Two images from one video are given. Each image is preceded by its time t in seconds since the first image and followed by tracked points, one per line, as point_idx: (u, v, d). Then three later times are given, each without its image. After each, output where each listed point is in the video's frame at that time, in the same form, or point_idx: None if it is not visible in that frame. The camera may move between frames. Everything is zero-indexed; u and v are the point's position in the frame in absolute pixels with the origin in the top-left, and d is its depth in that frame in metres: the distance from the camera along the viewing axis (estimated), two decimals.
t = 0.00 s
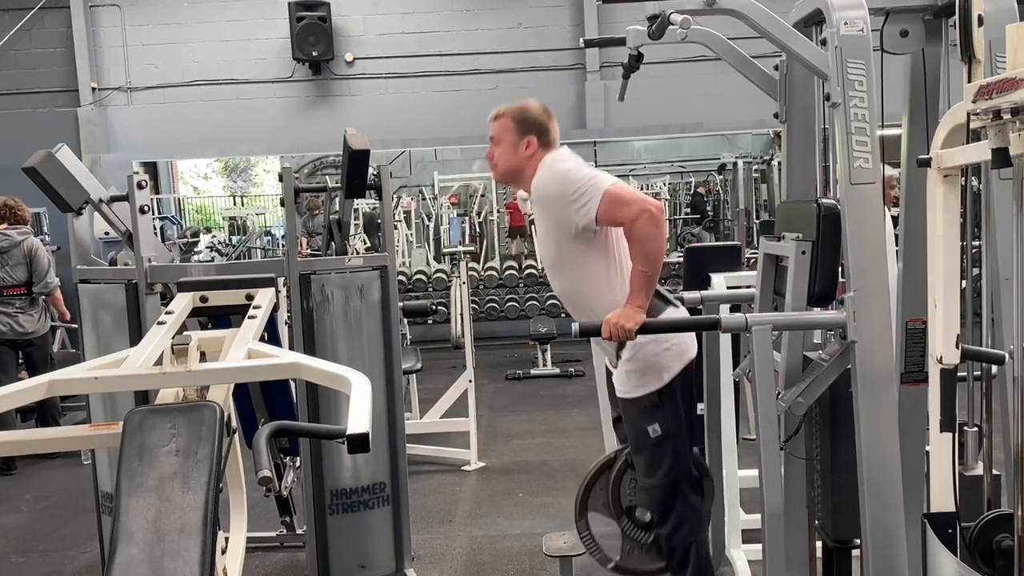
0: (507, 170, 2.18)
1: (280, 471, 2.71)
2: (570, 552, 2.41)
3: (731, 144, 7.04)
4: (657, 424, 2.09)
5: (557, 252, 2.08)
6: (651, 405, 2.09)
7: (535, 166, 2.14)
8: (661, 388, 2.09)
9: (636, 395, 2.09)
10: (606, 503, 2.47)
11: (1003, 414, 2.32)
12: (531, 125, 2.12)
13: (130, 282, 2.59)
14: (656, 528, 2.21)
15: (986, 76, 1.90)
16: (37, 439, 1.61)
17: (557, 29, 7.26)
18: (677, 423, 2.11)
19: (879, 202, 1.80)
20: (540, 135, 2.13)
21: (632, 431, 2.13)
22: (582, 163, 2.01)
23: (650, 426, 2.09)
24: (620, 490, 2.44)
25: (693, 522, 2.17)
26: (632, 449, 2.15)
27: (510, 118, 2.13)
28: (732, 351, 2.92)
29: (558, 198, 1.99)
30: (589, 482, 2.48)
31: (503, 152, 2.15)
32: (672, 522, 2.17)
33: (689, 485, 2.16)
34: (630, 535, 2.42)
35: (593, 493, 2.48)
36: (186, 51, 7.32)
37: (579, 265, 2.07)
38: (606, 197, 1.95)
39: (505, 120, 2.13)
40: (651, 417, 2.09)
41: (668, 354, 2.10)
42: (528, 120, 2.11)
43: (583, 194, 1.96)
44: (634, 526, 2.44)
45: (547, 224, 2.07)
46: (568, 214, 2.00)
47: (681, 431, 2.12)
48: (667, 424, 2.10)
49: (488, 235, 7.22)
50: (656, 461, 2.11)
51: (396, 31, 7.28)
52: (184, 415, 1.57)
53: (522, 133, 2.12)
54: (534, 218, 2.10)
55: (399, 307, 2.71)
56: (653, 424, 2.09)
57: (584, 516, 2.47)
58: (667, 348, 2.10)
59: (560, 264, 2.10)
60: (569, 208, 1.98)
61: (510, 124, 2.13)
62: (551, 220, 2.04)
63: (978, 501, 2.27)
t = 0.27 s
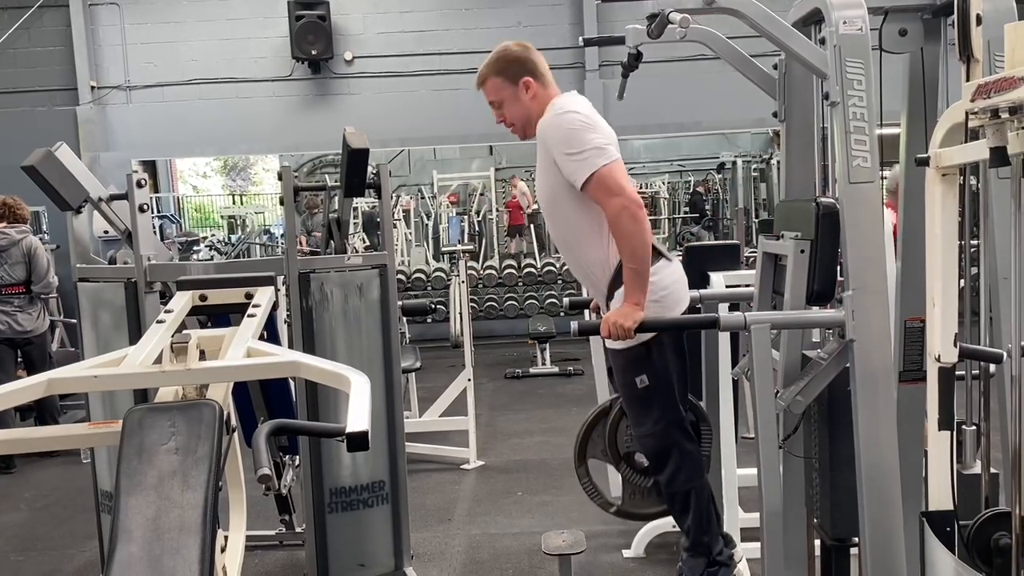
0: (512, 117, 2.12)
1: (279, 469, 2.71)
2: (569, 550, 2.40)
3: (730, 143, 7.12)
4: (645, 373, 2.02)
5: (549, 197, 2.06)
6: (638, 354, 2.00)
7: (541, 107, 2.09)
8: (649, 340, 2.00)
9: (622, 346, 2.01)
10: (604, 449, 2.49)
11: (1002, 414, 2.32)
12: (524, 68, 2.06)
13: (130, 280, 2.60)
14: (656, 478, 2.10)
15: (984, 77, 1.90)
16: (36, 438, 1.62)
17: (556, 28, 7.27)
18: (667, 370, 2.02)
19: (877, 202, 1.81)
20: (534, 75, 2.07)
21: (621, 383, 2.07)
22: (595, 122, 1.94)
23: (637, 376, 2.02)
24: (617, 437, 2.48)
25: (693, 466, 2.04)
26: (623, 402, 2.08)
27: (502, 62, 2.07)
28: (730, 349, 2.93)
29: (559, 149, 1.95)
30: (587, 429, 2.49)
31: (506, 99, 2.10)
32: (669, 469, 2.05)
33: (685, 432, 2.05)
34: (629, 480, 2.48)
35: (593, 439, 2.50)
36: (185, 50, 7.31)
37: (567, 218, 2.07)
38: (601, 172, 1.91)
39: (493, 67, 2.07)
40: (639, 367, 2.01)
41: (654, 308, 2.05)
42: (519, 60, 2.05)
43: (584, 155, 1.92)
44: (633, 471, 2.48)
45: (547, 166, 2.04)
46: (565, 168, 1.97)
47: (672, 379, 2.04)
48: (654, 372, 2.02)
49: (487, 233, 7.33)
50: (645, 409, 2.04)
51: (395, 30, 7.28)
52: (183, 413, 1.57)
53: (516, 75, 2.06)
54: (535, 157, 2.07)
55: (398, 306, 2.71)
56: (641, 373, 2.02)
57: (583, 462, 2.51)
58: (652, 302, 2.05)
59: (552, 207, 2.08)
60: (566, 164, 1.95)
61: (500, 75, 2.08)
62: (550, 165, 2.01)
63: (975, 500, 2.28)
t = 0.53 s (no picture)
0: (507, 168, 2.13)
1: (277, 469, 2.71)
2: (568, 551, 2.40)
3: (729, 142, 7.09)
4: (651, 392, 2.08)
5: (555, 220, 2.07)
6: (648, 372, 2.07)
7: (528, 148, 2.09)
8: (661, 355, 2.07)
9: (634, 361, 2.07)
10: (596, 469, 2.47)
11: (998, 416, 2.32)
12: (493, 120, 2.08)
13: (128, 280, 2.60)
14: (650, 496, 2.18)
15: (981, 78, 1.92)
16: (34, 438, 1.62)
17: (555, 27, 7.26)
18: (671, 391, 2.09)
19: (874, 202, 1.81)
20: (507, 122, 2.08)
21: (625, 399, 2.13)
22: (591, 136, 1.97)
23: (644, 393, 2.09)
24: (609, 457, 2.45)
25: (688, 488, 2.13)
26: (625, 418, 2.13)
27: (471, 123, 2.09)
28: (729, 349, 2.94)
29: (561, 167, 1.97)
30: (579, 448, 2.47)
31: (494, 156, 2.11)
32: (665, 488, 2.13)
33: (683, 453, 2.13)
34: (619, 499, 2.48)
35: (585, 458, 2.48)
36: (183, 48, 7.31)
37: (575, 234, 2.08)
38: (608, 180, 1.93)
39: (466, 130, 2.10)
40: (644, 385, 2.08)
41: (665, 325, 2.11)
42: (484, 117, 2.07)
43: (586, 170, 1.94)
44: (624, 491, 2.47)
45: (547, 189, 2.05)
46: (568, 186, 1.98)
47: (676, 400, 2.10)
48: (660, 390, 2.09)
49: (485, 233, 7.25)
50: (648, 427, 2.10)
51: (394, 28, 7.27)
52: (181, 414, 1.57)
53: (490, 129, 2.08)
54: (533, 182, 2.08)
55: (396, 305, 2.71)
56: (647, 391, 2.08)
57: (575, 483, 2.47)
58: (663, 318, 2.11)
59: (558, 230, 2.10)
60: (569, 182, 1.97)
61: (474, 138, 2.10)
62: (551, 187, 2.03)
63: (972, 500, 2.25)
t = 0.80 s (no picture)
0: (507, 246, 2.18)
1: (275, 467, 2.71)
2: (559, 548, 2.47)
3: (726, 140, 7.09)
4: (657, 438, 2.12)
5: (569, 271, 2.14)
6: (654, 419, 2.12)
7: (523, 222, 2.14)
8: (668, 402, 2.14)
9: (643, 408, 2.13)
10: (591, 516, 2.49)
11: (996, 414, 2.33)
12: (485, 203, 2.13)
13: (126, 278, 2.59)
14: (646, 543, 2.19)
15: (979, 76, 1.90)
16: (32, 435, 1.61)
17: (552, 25, 7.25)
18: (676, 440, 2.14)
19: (872, 199, 1.81)
20: (498, 203, 2.14)
21: (630, 443, 2.16)
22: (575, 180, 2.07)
23: (650, 440, 2.12)
24: (606, 504, 2.47)
25: (684, 538, 2.16)
26: (629, 462, 2.17)
27: (461, 210, 2.16)
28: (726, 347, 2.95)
29: (558, 219, 2.05)
30: (574, 494, 2.49)
31: (492, 237, 2.16)
32: (662, 536, 2.16)
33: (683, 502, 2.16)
34: (613, 547, 2.48)
35: (580, 504, 2.49)
36: (181, 46, 7.30)
37: (592, 277, 2.13)
38: (605, 206, 1.99)
39: (459, 218, 2.16)
40: (651, 431, 2.12)
41: (676, 372, 2.15)
42: (473, 203, 2.13)
43: (583, 206, 2.01)
44: (618, 539, 2.48)
45: (552, 247, 2.13)
46: (571, 230, 2.05)
47: (679, 448, 2.15)
48: (666, 437, 2.13)
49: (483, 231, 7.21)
50: (653, 474, 2.13)
51: (392, 26, 7.26)
52: (179, 412, 1.57)
53: (481, 212, 2.14)
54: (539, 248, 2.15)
55: (394, 304, 2.71)
56: (653, 437, 2.12)
57: (568, 528, 2.48)
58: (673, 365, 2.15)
59: (573, 282, 2.16)
60: (571, 225, 2.04)
61: (469, 224, 2.15)
62: (555, 242, 2.10)
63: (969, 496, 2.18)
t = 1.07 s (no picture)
0: (492, 256, 2.15)
1: (273, 463, 2.71)
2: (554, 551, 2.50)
3: (724, 138, 7.07)
4: (665, 452, 2.09)
5: (571, 293, 2.10)
6: (660, 433, 2.09)
7: (514, 242, 2.12)
8: (674, 417, 2.09)
9: (647, 423, 2.10)
10: (589, 529, 2.47)
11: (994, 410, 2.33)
12: (490, 208, 2.09)
13: (122, 274, 2.59)
14: (644, 557, 2.16)
15: (977, 71, 1.89)
16: (28, 431, 1.60)
17: (550, 22, 7.24)
18: (684, 456, 2.11)
19: (870, 195, 1.81)
20: (502, 211, 2.10)
21: (636, 457, 2.13)
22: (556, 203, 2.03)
23: (658, 453, 2.09)
24: (606, 518, 2.44)
25: (683, 555, 2.12)
26: (634, 475, 2.13)
27: (465, 210, 2.12)
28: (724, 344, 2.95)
29: (551, 244, 2.01)
30: (573, 508, 2.47)
31: (478, 240, 2.14)
32: (660, 551, 2.12)
33: (685, 519, 2.13)
34: (610, 564, 2.43)
35: (578, 518, 2.48)
36: (178, 43, 7.28)
37: (595, 295, 2.09)
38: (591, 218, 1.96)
39: (460, 211, 2.13)
40: (660, 445, 2.09)
41: (681, 386, 2.11)
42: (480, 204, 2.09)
43: (571, 228, 1.97)
44: (615, 557, 2.44)
45: (549, 271, 2.09)
46: (565, 253, 2.01)
47: (687, 464, 2.12)
48: (673, 451, 2.10)
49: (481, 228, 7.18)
50: (659, 487, 2.10)
51: (389, 23, 7.25)
52: (175, 408, 1.56)
53: (484, 217, 2.10)
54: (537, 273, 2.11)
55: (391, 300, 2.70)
56: (661, 451, 2.09)
57: (566, 539, 2.46)
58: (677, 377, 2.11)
59: (577, 303, 2.12)
60: (564, 247, 2.00)
61: (470, 217, 2.12)
62: (551, 266, 2.06)
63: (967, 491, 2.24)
